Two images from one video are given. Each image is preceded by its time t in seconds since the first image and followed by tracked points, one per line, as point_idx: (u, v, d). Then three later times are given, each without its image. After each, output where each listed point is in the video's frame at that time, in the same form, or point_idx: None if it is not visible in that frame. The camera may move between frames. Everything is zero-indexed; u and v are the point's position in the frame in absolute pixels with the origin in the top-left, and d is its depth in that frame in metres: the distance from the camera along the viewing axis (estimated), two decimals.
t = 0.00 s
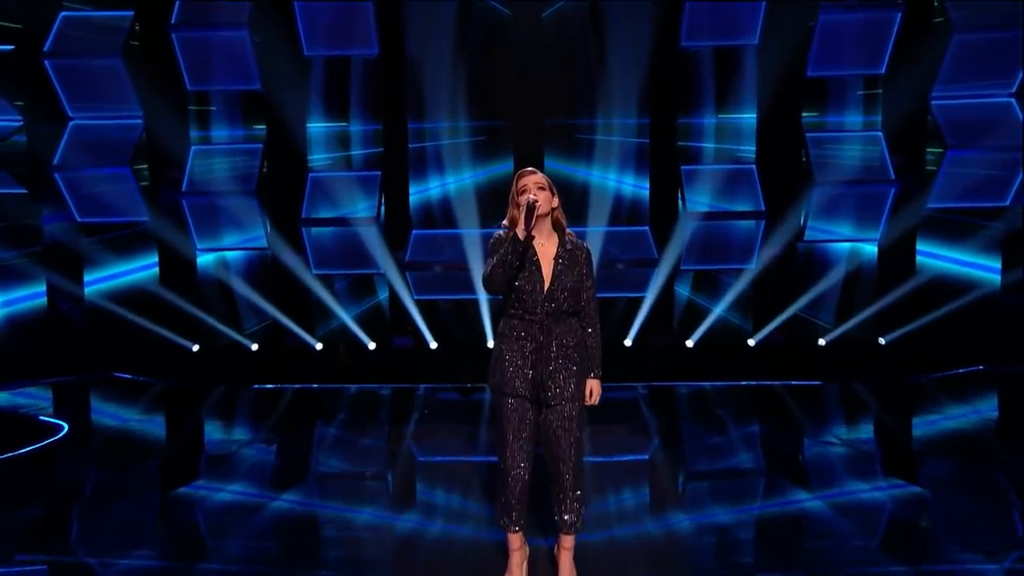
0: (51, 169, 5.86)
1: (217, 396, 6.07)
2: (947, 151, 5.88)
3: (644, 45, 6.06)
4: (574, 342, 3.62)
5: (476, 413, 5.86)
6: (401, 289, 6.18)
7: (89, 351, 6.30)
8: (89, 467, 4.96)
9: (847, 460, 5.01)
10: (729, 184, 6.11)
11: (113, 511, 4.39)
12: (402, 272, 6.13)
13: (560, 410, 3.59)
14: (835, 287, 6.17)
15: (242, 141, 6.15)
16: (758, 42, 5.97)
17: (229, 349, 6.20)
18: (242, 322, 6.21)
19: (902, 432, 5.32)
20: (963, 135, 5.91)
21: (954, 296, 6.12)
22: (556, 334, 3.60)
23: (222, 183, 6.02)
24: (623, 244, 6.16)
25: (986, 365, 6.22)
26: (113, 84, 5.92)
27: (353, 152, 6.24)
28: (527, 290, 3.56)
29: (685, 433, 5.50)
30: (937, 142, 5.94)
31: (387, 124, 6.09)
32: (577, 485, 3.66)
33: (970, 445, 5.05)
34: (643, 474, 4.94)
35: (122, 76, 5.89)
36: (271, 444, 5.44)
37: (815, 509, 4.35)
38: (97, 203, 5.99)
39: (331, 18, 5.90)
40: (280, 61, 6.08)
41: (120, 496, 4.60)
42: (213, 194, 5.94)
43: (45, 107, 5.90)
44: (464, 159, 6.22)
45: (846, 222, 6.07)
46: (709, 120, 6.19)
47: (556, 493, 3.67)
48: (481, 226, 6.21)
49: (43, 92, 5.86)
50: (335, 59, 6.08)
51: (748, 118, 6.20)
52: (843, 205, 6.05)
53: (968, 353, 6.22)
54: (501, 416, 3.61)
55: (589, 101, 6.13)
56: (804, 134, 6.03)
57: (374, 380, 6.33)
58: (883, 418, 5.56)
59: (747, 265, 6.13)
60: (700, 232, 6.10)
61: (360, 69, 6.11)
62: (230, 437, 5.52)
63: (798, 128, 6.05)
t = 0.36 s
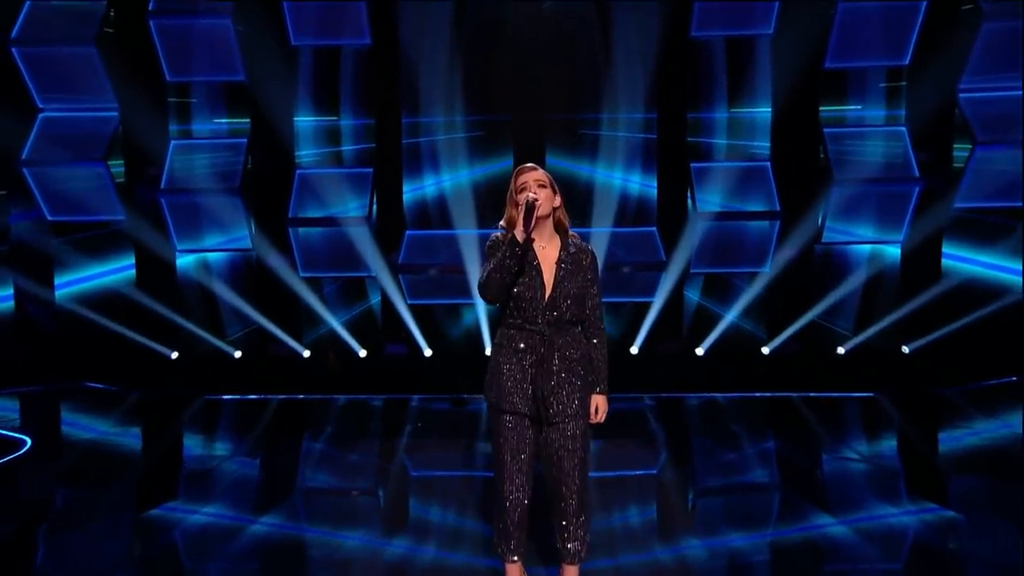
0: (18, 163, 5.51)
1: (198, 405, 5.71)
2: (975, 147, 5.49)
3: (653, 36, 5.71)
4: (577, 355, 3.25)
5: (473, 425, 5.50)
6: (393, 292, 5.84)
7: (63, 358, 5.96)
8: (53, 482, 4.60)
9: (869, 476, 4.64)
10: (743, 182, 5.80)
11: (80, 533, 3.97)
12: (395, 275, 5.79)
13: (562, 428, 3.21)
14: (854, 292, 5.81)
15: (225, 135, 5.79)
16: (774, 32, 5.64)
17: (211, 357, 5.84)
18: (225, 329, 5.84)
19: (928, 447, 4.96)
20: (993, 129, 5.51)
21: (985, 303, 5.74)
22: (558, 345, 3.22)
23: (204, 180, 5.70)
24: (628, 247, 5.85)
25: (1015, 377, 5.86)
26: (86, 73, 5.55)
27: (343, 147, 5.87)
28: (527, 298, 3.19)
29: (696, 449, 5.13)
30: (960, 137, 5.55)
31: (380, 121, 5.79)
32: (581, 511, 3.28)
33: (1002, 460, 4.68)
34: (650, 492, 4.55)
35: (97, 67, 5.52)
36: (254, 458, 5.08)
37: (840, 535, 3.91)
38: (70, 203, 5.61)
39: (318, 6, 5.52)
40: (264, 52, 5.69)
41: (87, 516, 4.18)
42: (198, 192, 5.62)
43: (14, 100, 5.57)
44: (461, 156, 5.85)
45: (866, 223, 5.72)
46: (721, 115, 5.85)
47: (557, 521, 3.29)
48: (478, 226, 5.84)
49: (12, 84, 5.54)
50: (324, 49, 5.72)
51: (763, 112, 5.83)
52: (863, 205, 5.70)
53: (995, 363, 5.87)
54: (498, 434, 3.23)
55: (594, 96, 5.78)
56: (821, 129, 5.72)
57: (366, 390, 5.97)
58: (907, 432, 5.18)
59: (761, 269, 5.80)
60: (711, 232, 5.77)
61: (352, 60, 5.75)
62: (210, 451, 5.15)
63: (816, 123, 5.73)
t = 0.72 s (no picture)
0: None
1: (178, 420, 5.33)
2: (1007, 146, 5.28)
3: (663, 27, 5.40)
4: (583, 368, 2.84)
5: (470, 438, 5.15)
6: (386, 298, 5.49)
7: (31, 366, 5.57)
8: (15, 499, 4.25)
9: (895, 495, 4.30)
10: (758, 181, 5.49)
11: (43, 560, 3.55)
12: (388, 279, 5.46)
13: (566, 448, 2.79)
14: (877, 298, 5.45)
15: (207, 129, 5.45)
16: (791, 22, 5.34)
17: (191, 366, 5.46)
18: (206, 336, 5.46)
19: (958, 464, 4.61)
20: None
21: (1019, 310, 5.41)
22: (561, 357, 2.81)
23: (186, 178, 5.38)
24: (635, 250, 5.50)
25: None
26: (59, 62, 5.19)
27: (333, 143, 5.50)
28: (528, 306, 2.80)
29: (709, 467, 4.75)
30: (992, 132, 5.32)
31: (373, 113, 5.44)
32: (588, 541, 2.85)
33: None
34: (660, 511, 4.16)
35: (70, 56, 5.18)
36: (236, 473, 4.72)
37: (869, 564, 3.50)
38: (40, 201, 5.28)
39: None
40: (248, 42, 5.36)
41: (49, 540, 3.78)
42: (186, 190, 5.33)
43: None
44: (458, 154, 5.50)
45: (891, 225, 5.38)
46: (735, 110, 5.49)
47: (561, 552, 2.86)
48: (477, 228, 5.48)
49: None
50: (313, 39, 5.39)
51: (780, 107, 5.49)
52: (888, 205, 5.37)
53: None
54: (495, 454, 2.80)
55: (600, 89, 5.47)
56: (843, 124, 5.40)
57: (357, 401, 5.64)
58: (935, 449, 4.83)
59: (778, 274, 5.48)
60: (723, 234, 5.49)
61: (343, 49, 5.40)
62: (190, 467, 4.78)
63: (835, 118, 5.42)
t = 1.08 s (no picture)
0: None
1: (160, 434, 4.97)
2: None
3: (674, 16, 5.12)
4: (590, 383, 2.43)
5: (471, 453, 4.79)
6: (381, 304, 5.15)
7: None
8: None
9: (936, 515, 3.94)
10: (778, 179, 5.17)
11: None
12: (382, 283, 5.12)
13: (571, 472, 2.39)
14: (905, 305, 5.11)
15: (191, 123, 5.11)
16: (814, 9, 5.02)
17: (173, 377, 5.11)
18: (189, 344, 5.11)
19: (1000, 483, 4.25)
20: None
21: None
22: (565, 371, 2.40)
23: (169, 176, 5.05)
24: (646, 254, 5.18)
25: None
26: (32, 52, 4.92)
27: (325, 139, 5.19)
28: (527, 317, 2.40)
29: (727, 489, 4.34)
30: None
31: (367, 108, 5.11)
32: None
33: None
34: (675, 533, 3.79)
35: (42, 43, 4.89)
36: (221, 490, 4.35)
37: None
38: (10, 198, 4.95)
39: None
40: (235, 32, 5.04)
41: (11, 566, 3.39)
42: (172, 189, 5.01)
43: None
44: (457, 151, 5.18)
45: (921, 226, 5.07)
46: (753, 104, 5.18)
47: None
48: (476, 230, 5.17)
49: None
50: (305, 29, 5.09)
51: (801, 100, 5.17)
52: (918, 206, 5.08)
53: None
54: (490, 478, 2.39)
55: (608, 82, 5.17)
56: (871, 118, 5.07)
57: (348, 415, 5.24)
58: (974, 467, 4.47)
59: (800, 278, 5.16)
60: (743, 235, 5.16)
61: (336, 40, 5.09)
62: (170, 483, 4.41)
63: (859, 111, 5.10)
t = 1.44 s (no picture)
0: None
1: (140, 450, 4.65)
2: None
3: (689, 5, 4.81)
4: (597, 403, 2.14)
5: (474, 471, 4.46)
6: (378, 313, 4.84)
7: None
8: None
9: (985, 538, 3.59)
10: (802, 178, 4.80)
11: None
12: (379, 290, 4.81)
13: (576, 503, 2.10)
14: (942, 315, 4.76)
15: (174, 119, 4.80)
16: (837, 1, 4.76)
17: (154, 389, 4.76)
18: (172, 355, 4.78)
19: None
20: None
21: None
22: (568, 389, 2.12)
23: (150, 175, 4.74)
24: (659, 258, 4.86)
25: None
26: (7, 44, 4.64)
27: (318, 136, 4.87)
28: (525, 330, 2.12)
29: (751, 514, 3.96)
30: None
31: (363, 103, 4.80)
32: None
33: None
34: (696, 560, 3.45)
35: (17, 35, 4.61)
36: (204, 509, 4.03)
37: None
38: None
39: None
40: (222, 24, 4.77)
41: None
42: (155, 189, 4.73)
43: None
44: (457, 149, 4.86)
45: (956, 228, 4.74)
46: (776, 96, 4.83)
47: None
48: (477, 231, 4.84)
49: None
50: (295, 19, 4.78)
51: (826, 93, 4.83)
52: (954, 206, 4.73)
53: None
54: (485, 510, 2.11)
55: (618, 76, 4.83)
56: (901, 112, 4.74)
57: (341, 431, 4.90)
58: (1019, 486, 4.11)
59: (826, 284, 4.81)
60: (763, 238, 4.83)
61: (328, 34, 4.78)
62: (151, 502, 4.09)
63: (889, 105, 4.76)
